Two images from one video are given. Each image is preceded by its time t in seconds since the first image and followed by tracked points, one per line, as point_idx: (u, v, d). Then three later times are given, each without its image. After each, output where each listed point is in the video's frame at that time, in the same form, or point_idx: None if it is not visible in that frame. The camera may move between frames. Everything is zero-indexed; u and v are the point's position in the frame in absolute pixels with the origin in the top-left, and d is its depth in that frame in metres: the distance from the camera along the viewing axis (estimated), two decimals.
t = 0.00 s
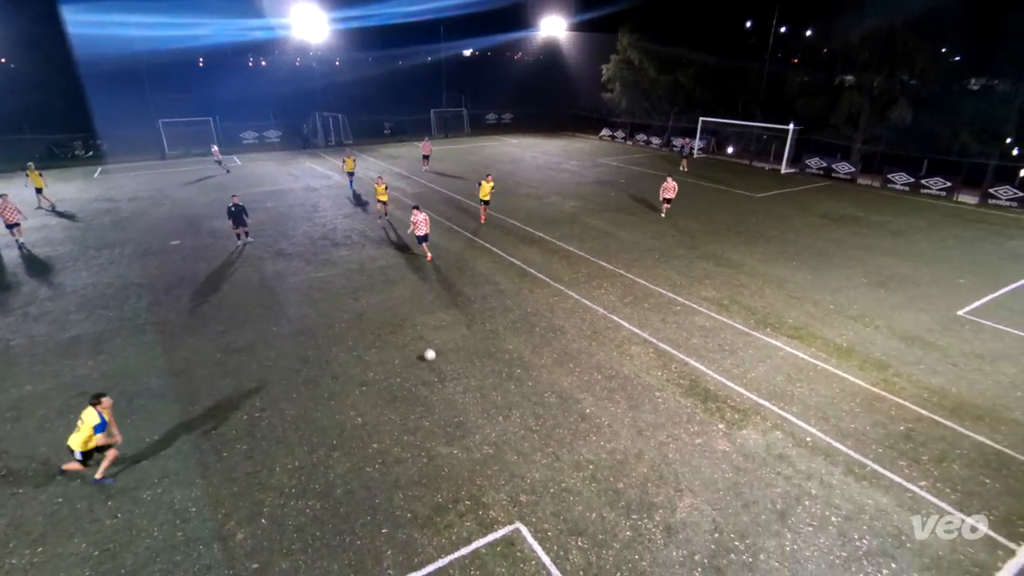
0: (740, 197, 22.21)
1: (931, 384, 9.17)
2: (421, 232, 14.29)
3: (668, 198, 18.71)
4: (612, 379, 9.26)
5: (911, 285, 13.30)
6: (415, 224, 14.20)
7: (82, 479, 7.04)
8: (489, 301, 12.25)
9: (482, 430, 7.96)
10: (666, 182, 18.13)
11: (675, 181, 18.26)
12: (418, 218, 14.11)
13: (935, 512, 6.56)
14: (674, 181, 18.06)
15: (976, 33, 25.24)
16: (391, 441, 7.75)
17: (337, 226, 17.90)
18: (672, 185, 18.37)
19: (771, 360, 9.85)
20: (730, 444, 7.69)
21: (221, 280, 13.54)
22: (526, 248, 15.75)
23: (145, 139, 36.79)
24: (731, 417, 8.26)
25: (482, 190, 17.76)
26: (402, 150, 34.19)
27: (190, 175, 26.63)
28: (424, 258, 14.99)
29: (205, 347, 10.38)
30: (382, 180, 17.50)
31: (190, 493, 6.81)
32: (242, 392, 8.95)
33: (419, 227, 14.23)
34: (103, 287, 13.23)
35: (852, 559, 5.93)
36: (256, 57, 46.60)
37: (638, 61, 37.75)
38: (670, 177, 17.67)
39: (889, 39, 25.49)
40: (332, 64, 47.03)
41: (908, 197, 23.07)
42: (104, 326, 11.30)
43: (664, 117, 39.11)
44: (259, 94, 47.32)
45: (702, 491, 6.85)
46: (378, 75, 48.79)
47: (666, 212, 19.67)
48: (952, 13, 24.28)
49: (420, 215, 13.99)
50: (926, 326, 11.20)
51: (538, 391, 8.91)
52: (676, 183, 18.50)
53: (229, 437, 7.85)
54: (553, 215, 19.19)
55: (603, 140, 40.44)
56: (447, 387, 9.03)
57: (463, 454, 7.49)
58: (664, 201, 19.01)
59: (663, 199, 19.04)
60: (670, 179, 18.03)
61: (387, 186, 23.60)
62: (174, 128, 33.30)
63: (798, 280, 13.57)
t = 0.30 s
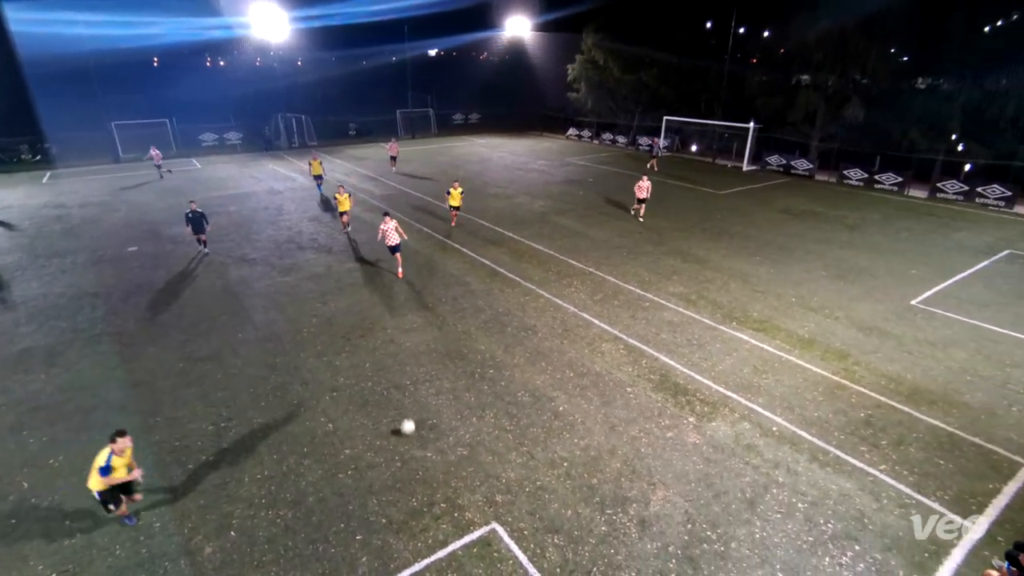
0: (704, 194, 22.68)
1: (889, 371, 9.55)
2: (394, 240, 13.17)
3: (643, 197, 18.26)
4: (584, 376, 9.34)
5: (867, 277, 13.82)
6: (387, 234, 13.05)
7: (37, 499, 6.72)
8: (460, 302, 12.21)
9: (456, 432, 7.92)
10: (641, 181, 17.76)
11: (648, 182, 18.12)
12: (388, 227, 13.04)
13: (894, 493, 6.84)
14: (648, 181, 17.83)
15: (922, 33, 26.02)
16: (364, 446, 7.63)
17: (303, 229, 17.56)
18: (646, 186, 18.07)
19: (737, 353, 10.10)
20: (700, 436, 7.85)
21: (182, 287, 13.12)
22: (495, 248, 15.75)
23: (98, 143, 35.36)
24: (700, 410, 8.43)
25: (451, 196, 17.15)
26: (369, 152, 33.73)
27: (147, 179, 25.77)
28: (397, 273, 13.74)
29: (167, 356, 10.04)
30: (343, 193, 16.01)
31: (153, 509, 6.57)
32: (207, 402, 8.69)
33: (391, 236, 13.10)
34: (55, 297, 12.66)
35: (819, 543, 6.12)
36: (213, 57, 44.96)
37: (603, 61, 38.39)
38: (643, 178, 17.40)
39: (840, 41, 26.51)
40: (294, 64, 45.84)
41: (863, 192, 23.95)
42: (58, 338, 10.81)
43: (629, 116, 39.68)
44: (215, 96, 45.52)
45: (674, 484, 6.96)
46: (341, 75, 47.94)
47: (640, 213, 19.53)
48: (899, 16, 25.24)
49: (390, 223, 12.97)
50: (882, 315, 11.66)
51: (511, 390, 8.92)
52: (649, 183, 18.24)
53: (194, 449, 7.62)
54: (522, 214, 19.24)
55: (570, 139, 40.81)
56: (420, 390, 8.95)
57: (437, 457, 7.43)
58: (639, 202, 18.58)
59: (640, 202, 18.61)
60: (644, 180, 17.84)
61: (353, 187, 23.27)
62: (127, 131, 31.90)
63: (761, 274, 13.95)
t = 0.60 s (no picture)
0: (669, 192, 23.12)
1: (847, 360, 9.91)
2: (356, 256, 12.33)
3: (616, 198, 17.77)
4: (555, 374, 9.39)
5: (824, 269, 14.33)
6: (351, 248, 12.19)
7: None
8: (429, 304, 12.12)
9: (428, 435, 7.86)
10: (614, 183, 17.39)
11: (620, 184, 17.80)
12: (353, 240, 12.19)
13: (854, 477, 7.12)
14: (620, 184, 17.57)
15: (871, 35, 26.73)
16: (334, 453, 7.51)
17: (266, 233, 17.15)
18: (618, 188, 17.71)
19: (703, 346, 10.33)
20: (670, 430, 7.98)
21: (139, 296, 12.65)
22: (464, 249, 15.70)
23: (42, 146, 33.67)
24: (669, 404, 8.58)
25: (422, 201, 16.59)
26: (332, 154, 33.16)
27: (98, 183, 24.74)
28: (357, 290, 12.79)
29: (124, 368, 9.67)
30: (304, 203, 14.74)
31: (114, 527, 6.32)
32: (168, 414, 8.40)
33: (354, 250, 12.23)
34: None
35: (785, 529, 6.31)
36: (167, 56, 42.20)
37: (567, 61, 38.98)
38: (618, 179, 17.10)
39: (794, 42, 27.38)
40: (251, 64, 44.84)
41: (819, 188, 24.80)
42: (5, 352, 10.28)
43: (594, 115, 40.15)
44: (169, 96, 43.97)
45: (646, 478, 7.08)
46: (300, 75, 46.84)
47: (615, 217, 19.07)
48: (849, 15, 26.17)
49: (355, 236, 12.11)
50: (839, 306, 12.09)
51: (483, 391, 8.90)
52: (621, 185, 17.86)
53: (156, 463, 7.35)
54: (489, 214, 19.25)
55: (535, 139, 41.00)
56: (390, 394, 8.85)
57: (409, 461, 7.36)
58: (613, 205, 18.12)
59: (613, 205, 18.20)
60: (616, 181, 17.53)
61: (318, 190, 22.86)
62: (75, 134, 30.43)
63: (724, 269, 14.29)
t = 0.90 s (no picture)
0: (630, 190, 23.49)
1: (804, 349, 10.28)
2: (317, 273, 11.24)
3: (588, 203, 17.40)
4: (522, 373, 9.42)
5: (779, 262, 14.82)
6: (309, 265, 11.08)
7: None
8: (395, 307, 11.98)
9: (397, 439, 7.76)
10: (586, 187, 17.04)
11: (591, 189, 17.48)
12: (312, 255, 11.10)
13: (813, 462, 7.38)
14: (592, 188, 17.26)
15: (815, 37, 28.20)
16: (300, 462, 7.33)
17: (222, 239, 16.61)
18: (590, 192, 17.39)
19: (667, 340, 10.54)
20: (637, 423, 8.12)
21: (86, 308, 12.05)
22: (428, 250, 15.59)
23: None
24: (635, 398, 8.73)
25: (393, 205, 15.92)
26: (289, 156, 32.34)
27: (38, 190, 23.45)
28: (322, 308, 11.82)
29: (72, 383, 9.21)
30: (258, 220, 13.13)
31: (66, 551, 6.02)
32: (122, 429, 8.04)
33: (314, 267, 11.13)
34: None
35: (750, 515, 6.50)
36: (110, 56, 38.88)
37: (526, 61, 39.19)
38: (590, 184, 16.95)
39: (743, 44, 28.55)
40: (202, 64, 42.41)
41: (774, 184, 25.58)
42: None
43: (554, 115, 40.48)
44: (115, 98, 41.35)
45: (615, 472, 7.17)
46: (253, 76, 45.29)
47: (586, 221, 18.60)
48: (793, 18, 27.60)
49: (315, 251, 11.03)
50: (794, 297, 12.55)
51: (451, 393, 8.85)
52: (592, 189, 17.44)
53: (110, 481, 7.03)
54: (452, 215, 19.17)
55: (497, 139, 41.05)
56: (356, 399, 8.69)
57: (378, 466, 7.26)
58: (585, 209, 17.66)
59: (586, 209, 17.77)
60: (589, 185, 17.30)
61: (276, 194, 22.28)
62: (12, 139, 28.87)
63: (685, 264, 14.63)
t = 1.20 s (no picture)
0: (593, 189, 23.72)
1: (761, 340, 10.62)
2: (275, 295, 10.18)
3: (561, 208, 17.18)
4: (490, 373, 9.43)
5: (737, 256, 15.25)
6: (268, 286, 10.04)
7: None
8: (359, 311, 11.79)
9: (365, 445, 7.64)
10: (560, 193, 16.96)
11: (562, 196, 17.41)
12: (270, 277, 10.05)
13: (773, 449, 7.63)
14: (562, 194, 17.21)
15: (766, 37, 29.11)
16: (264, 473, 7.13)
17: (175, 246, 15.98)
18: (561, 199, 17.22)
19: (632, 336, 10.72)
20: (605, 419, 8.22)
21: (28, 322, 11.40)
22: (392, 253, 15.43)
23: None
24: (602, 394, 8.84)
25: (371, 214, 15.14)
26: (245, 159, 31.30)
27: None
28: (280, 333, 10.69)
29: (15, 402, 8.70)
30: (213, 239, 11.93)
31: None
32: (72, 448, 7.65)
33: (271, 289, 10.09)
34: None
35: (716, 504, 6.67)
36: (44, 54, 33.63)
37: (485, 61, 39.24)
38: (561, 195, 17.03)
39: (699, 44, 29.09)
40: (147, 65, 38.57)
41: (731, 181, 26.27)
42: None
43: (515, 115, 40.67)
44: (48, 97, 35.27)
45: (585, 468, 7.24)
46: (205, 77, 41.44)
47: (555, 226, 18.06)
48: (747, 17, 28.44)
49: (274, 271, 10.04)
50: (752, 290, 12.96)
51: (419, 396, 8.77)
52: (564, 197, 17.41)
53: (60, 502, 6.69)
54: (416, 217, 18.97)
55: (459, 139, 40.92)
56: (321, 407, 8.52)
57: (346, 473, 7.13)
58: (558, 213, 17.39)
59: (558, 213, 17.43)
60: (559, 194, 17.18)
61: (232, 199, 21.55)
62: None
63: (647, 260, 14.91)
